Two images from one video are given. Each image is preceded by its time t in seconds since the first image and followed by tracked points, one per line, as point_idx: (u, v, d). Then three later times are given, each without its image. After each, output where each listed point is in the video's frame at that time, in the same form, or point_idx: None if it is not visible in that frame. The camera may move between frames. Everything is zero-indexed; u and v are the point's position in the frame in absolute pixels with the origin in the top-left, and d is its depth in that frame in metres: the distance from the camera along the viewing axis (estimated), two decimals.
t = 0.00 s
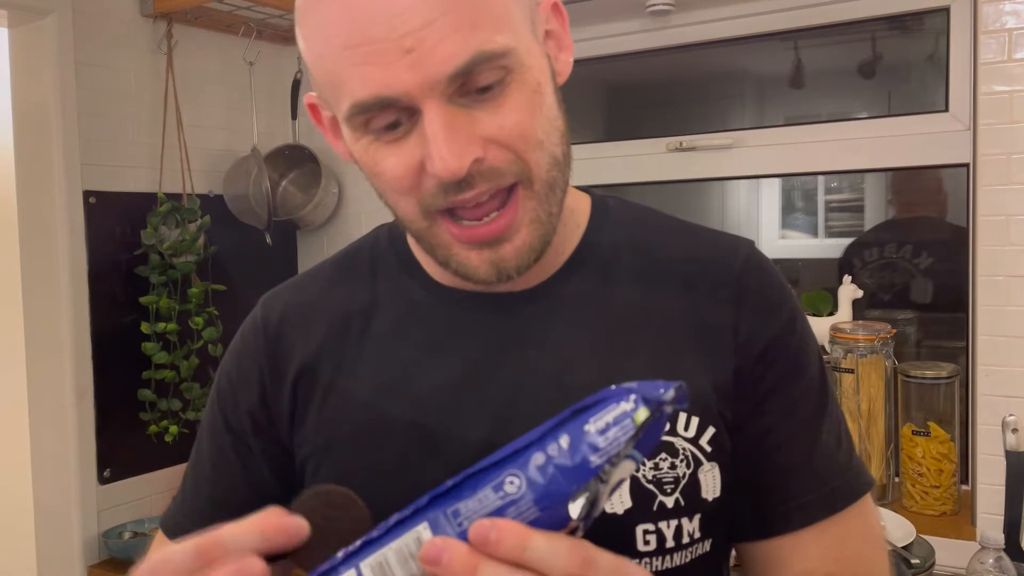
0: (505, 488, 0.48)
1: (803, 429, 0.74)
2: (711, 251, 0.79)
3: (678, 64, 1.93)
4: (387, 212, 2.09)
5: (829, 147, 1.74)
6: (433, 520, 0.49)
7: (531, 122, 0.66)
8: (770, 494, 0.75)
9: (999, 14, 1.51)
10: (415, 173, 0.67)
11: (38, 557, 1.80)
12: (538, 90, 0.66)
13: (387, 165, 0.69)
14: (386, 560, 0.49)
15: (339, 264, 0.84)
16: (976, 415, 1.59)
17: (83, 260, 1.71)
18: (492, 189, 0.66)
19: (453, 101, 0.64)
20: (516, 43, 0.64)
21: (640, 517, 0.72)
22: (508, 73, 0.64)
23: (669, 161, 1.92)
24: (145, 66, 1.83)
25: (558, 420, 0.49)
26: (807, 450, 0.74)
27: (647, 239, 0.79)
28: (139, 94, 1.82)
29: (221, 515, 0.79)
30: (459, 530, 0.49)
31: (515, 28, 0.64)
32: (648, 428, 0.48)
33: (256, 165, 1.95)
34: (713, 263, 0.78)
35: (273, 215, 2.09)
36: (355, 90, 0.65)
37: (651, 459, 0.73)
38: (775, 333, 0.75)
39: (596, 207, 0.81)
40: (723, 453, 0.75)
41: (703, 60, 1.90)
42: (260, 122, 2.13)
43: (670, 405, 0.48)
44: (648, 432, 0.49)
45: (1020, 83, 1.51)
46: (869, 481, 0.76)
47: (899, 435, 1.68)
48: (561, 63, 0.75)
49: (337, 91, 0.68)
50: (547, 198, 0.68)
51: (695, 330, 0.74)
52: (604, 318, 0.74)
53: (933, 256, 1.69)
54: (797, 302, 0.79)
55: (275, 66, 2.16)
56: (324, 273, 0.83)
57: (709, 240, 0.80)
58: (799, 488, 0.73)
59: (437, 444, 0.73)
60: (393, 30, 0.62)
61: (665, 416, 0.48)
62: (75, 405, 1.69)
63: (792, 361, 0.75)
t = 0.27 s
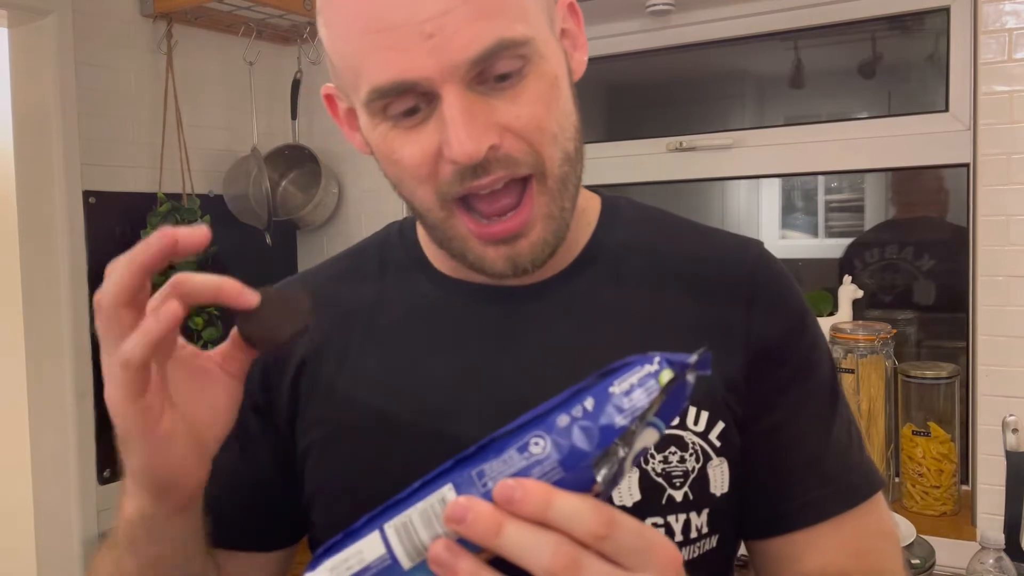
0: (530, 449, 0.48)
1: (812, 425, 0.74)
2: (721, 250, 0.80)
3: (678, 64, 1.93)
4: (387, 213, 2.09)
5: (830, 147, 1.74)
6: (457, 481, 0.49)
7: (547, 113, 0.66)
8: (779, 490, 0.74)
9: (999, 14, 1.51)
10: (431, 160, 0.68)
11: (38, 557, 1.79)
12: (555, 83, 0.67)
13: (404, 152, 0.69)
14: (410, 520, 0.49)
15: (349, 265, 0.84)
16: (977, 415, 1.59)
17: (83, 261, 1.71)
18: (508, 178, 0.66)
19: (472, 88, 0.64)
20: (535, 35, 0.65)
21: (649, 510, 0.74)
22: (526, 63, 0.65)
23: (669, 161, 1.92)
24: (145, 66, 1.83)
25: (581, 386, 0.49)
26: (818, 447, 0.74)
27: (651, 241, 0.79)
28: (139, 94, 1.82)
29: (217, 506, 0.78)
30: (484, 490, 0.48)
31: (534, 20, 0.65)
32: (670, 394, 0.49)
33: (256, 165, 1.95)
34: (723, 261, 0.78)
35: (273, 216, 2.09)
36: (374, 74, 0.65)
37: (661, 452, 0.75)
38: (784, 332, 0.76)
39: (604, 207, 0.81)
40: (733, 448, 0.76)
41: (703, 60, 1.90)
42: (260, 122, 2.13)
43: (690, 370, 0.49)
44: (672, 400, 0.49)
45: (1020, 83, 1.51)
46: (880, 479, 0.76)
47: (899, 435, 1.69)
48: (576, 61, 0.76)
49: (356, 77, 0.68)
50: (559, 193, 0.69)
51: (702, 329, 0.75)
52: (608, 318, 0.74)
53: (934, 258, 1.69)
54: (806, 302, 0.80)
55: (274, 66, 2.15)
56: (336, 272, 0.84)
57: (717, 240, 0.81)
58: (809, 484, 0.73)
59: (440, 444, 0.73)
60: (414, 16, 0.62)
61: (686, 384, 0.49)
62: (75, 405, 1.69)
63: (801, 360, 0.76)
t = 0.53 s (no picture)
0: (546, 450, 0.48)
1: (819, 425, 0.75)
2: (728, 248, 0.80)
3: (678, 64, 1.93)
4: (388, 213, 2.09)
5: (830, 147, 1.74)
6: (472, 482, 0.49)
7: (558, 105, 0.66)
8: (789, 489, 0.75)
9: (999, 14, 1.51)
10: (441, 146, 0.67)
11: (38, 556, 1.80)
12: (568, 75, 0.67)
13: (414, 136, 0.69)
14: (425, 523, 0.49)
15: (355, 265, 0.84)
16: (977, 415, 1.59)
17: (83, 261, 1.71)
18: (517, 173, 0.65)
19: (487, 75, 0.65)
20: (550, 27, 0.66)
21: (654, 507, 0.74)
22: (540, 53, 0.66)
23: (670, 161, 1.92)
24: (145, 66, 1.83)
25: (595, 385, 0.49)
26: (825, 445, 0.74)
27: (655, 240, 0.79)
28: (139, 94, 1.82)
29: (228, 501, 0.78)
30: (500, 491, 0.48)
31: (549, 12, 0.66)
32: (685, 393, 0.49)
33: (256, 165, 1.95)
34: (731, 259, 0.79)
35: (274, 216, 2.08)
36: (391, 57, 0.66)
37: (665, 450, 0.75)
38: (791, 331, 0.76)
39: (612, 207, 0.82)
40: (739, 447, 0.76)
41: (703, 60, 1.90)
42: (261, 122, 2.13)
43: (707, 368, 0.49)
44: (686, 399, 0.49)
45: (1020, 83, 1.51)
46: (885, 481, 0.77)
47: (899, 435, 1.69)
48: (588, 60, 0.76)
49: (372, 61, 0.69)
50: (565, 180, 0.67)
51: (707, 328, 0.75)
52: (608, 317, 0.74)
53: (935, 259, 1.69)
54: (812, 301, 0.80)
55: (275, 66, 2.16)
56: (345, 269, 0.84)
57: (724, 239, 0.81)
58: (818, 483, 0.73)
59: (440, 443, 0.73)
60: (434, 2, 0.63)
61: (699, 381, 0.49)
62: (75, 406, 1.69)
63: (808, 359, 0.76)
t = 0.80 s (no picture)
0: (574, 447, 0.49)
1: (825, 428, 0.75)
2: (739, 252, 0.80)
3: (678, 64, 1.93)
4: (387, 213, 2.09)
5: (831, 147, 1.74)
6: (501, 477, 0.49)
7: (591, 111, 0.66)
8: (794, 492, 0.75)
9: (999, 14, 1.51)
10: (478, 156, 0.67)
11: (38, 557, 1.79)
12: (600, 81, 0.67)
13: (451, 148, 0.68)
14: (454, 518, 0.49)
15: (365, 264, 0.83)
16: (976, 415, 1.59)
17: (83, 261, 1.70)
18: (556, 179, 0.65)
19: (524, 86, 0.64)
20: (583, 35, 0.65)
21: (670, 509, 0.73)
22: (574, 62, 0.65)
23: (669, 161, 1.92)
24: (144, 65, 1.83)
25: (623, 385, 0.51)
26: (831, 448, 0.75)
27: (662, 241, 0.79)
28: (139, 94, 1.82)
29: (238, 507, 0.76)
30: (529, 487, 0.49)
31: (583, 21, 0.65)
32: (709, 394, 0.50)
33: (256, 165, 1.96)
34: (742, 264, 0.79)
35: (273, 216, 2.08)
36: (427, 70, 0.65)
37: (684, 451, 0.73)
38: (801, 336, 0.77)
39: (627, 208, 0.81)
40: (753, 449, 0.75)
41: (702, 60, 1.90)
42: (260, 122, 2.13)
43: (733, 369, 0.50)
44: (711, 400, 0.50)
45: (1020, 83, 1.50)
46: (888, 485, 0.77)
47: (899, 435, 1.68)
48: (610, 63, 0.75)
49: (407, 73, 0.68)
50: (598, 185, 0.68)
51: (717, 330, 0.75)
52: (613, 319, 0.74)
53: (935, 259, 1.69)
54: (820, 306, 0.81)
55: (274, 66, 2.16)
56: (355, 269, 0.83)
57: (735, 243, 0.81)
58: (824, 486, 0.74)
59: (443, 445, 0.73)
60: (472, 13, 0.62)
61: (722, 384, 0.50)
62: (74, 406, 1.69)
63: (818, 362, 0.77)
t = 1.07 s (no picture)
0: (607, 445, 0.51)
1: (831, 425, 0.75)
2: (747, 250, 0.79)
3: (678, 64, 1.93)
4: (387, 213, 2.09)
5: (831, 147, 1.74)
6: (535, 476, 0.51)
7: (603, 114, 0.67)
8: (801, 488, 0.75)
9: (999, 14, 1.51)
10: (493, 160, 0.67)
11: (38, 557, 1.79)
12: (610, 83, 0.68)
13: (466, 152, 0.68)
14: (489, 515, 0.51)
15: (368, 264, 0.83)
16: (976, 415, 1.59)
17: (83, 260, 1.70)
18: (570, 180, 0.66)
19: (539, 90, 0.64)
20: (596, 39, 0.65)
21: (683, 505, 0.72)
22: (587, 66, 0.65)
23: (670, 161, 1.92)
24: (144, 66, 1.83)
25: (654, 384, 0.52)
26: (838, 444, 0.75)
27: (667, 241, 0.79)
28: (139, 94, 1.82)
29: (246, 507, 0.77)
30: (562, 485, 0.51)
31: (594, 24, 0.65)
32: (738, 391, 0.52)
33: (256, 165, 1.96)
34: (749, 262, 0.78)
35: (273, 216, 2.08)
36: (444, 76, 0.65)
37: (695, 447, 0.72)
38: (807, 335, 0.76)
39: (630, 208, 0.81)
40: (761, 442, 0.75)
41: (702, 60, 1.90)
42: (260, 123, 2.13)
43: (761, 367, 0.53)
44: (739, 398, 0.53)
45: (1020, 83, 1.51)
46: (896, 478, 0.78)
47: (899, 435, 1.69)
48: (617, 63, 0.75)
49: (422, 78, 0.67)
50: (608, 186, 0.68)
51: (722, 331, 0.74)
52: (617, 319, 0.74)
53: (935, 259, 1.69)
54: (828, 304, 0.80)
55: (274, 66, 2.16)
56: (360, 269, 0.83)
57: (741, 240, 0.81)
58: (832, 481, 0.74)
59: (447, 446, 0.73)
60: (490, 18, 0.62)
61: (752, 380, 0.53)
62: (74, 406, 1.69)
63: (824, 361, 0.77)
